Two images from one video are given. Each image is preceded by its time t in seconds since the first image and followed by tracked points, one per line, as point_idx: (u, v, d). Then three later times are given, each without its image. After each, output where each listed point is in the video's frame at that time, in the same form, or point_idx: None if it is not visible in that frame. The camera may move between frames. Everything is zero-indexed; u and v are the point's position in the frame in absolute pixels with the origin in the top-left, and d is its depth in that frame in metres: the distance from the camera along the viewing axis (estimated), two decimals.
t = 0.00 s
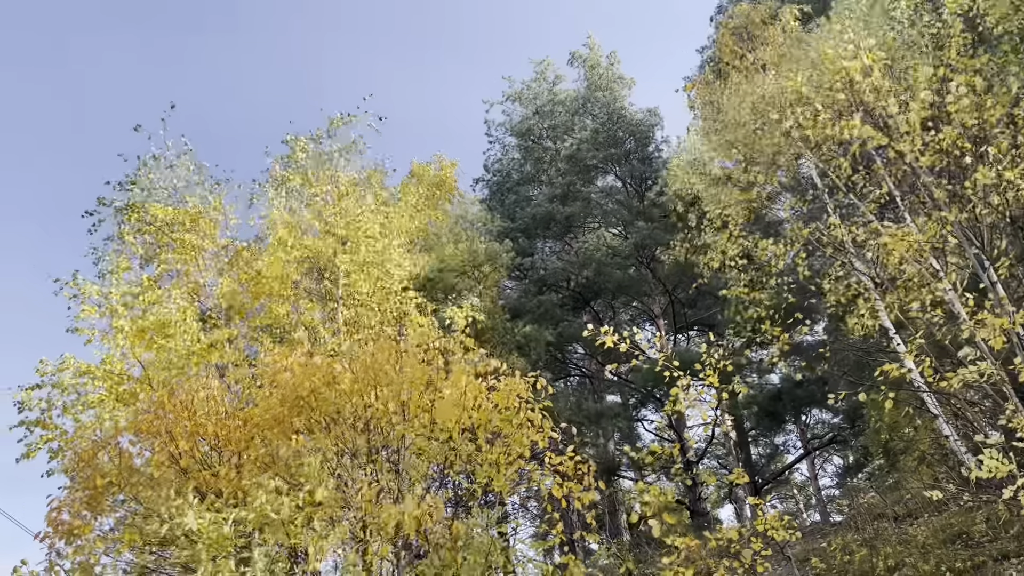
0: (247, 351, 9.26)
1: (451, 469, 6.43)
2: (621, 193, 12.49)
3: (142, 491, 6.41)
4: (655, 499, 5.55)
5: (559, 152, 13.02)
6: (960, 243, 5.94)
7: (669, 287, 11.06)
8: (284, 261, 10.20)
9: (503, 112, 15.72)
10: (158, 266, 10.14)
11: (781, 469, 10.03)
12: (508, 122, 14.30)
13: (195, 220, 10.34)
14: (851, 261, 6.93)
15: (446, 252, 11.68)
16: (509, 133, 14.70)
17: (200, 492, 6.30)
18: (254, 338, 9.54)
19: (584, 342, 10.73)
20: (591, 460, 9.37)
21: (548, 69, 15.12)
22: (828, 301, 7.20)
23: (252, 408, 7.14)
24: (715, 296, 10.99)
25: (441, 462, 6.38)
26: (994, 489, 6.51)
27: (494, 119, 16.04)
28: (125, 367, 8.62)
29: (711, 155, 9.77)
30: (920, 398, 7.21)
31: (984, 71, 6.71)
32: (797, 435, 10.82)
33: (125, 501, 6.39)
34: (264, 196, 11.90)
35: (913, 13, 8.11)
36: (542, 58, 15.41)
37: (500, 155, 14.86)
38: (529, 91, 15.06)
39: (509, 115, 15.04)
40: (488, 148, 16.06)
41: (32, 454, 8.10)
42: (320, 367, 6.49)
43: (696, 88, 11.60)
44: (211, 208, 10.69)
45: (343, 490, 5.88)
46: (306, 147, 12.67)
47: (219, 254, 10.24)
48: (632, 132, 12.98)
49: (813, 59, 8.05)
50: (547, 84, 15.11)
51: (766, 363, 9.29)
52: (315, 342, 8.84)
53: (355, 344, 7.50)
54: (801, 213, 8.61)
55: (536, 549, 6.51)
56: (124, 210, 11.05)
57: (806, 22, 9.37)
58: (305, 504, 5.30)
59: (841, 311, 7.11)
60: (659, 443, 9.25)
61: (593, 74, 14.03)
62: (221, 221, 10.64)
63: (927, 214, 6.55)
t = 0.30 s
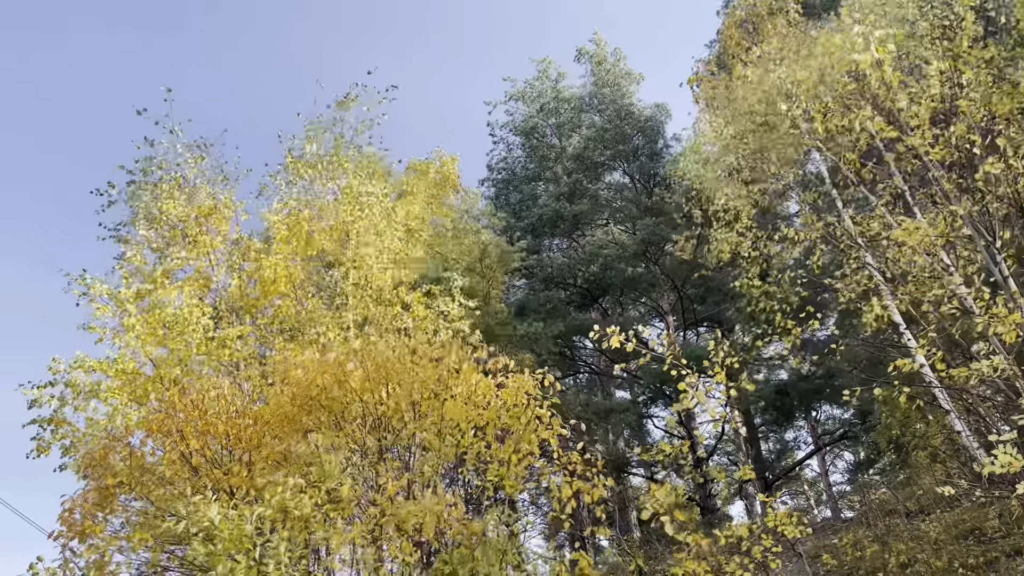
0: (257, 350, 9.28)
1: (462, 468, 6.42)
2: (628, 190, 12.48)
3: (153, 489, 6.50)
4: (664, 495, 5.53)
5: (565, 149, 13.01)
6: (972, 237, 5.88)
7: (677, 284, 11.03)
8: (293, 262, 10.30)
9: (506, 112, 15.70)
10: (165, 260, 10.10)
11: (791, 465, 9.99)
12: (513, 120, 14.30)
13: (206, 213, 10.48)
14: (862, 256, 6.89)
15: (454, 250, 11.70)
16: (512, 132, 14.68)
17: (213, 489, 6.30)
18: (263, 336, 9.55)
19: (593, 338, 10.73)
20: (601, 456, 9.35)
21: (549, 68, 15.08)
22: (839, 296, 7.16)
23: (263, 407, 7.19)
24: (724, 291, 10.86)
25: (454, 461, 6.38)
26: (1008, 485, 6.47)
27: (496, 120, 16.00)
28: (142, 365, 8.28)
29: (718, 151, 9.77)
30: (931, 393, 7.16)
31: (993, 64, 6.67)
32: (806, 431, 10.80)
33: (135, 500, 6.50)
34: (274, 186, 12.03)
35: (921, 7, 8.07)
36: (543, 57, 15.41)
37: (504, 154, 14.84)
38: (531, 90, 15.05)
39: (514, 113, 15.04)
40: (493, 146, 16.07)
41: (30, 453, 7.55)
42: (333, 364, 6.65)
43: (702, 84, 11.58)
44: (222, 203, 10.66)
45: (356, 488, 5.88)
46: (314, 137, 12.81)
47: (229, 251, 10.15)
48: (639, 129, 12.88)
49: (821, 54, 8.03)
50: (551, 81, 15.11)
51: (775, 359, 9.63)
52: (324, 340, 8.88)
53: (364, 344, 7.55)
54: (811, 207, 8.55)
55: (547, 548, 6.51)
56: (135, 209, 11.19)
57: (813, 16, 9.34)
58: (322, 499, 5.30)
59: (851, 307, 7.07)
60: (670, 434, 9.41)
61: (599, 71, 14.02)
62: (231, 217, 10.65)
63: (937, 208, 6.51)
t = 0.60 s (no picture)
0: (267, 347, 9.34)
1: (467, 466, 6.45)
2: (636, 187, 12.48)
3: (165, 488, 6.55)
4: (674, 492, 5.54)
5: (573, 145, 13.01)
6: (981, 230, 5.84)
7: (686, 281, 11.00)
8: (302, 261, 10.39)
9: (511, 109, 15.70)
10: (181, 253, 9.80)
11: (800, 462, 9.96)
12: (520, 117, 14.32)
13: (228, 209, 10.04)
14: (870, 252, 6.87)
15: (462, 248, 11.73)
16: (518, 129, 14.68)
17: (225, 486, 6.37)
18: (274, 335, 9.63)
19: (601, 336, 10.72)
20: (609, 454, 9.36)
21: (553, 65, 15.07)
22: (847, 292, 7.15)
23: (272, 404, 7.26)
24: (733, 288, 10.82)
25: (459, 459, 6.39)
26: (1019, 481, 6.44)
27: (501, 118, 16.00)
28: (155, 364, 8.35)
29: (725, 148, 9.76)
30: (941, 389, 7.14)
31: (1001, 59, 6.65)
32: (815, 428, 10.79)
33: (148, 498, 6.43)
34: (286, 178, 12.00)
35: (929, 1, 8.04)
36: (546, 55, 15.38)
37: (510, 152, 14.84)
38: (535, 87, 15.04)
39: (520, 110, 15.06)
40: (499, 144, 16.10)
41: (44, 438, 7.50)
42: (343, 363, 6.62)
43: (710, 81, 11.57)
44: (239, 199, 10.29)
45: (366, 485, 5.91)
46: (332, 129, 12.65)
47: (242, 250, 9.89)
48: (647, 125, 12.79)
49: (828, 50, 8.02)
50: (557, 79, 15.12)
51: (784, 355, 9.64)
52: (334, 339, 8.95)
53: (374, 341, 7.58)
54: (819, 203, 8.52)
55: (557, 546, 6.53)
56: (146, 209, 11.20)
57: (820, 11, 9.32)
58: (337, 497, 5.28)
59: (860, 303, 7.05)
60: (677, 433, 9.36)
61: (606, 68, 14.02)
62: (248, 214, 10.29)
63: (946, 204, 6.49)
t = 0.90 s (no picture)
0: (276, 346, 9.39)
1: (474, 463, 6.38)
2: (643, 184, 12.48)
3: (174, 487, 6.55)
4: (681, 490, 5.54)
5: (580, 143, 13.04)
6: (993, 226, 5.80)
7: (693, 278, 10.92)
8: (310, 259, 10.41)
9: (518, 105, 15.68)
10: (195, 251, 9.96)
11: (808, 459, 9.90)
12: (527, 114, 14.34)
13: (240, 207, 10.18)
14: (878, 249, 6.86)
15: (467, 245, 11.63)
16: (525, 126, 14.66)
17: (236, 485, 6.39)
18: (283, 332, 9.73)
19: (608, 334, 10.73)
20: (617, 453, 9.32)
21: (562, 62, 15.08)
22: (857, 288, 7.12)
23: (280, 404, 7.34)
24: (741, 286, 10.72)
25: (468, 457, 6.35)
26: None
27: (509, 114, 15.97)
28: (168, 363, 8.45)
29: (733, 144, 9.74)
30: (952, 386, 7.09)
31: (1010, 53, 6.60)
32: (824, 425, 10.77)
33: (159, 497, 6.51)
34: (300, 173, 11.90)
35: None
36: (554, 51, 15.34)
37: (517, 148, 14.84)
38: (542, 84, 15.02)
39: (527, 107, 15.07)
40: (506, 141, 16.11)
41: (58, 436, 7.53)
42: (350, 361, 6.74)
43: (717, 77, 11.53)
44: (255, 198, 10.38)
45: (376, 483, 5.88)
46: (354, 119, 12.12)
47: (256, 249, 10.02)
48: (655, 123, 12.67)
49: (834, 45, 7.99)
50: (564, 76, 15.13)
51: (794, 352, 9.56)
52: (341, 336, 8.99)
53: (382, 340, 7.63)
54: (826, 199, 8.51)
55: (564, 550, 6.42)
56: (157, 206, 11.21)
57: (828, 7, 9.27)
58: (342, 497, 5.35)
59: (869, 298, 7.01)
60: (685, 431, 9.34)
61: (613, 65, 14.00)
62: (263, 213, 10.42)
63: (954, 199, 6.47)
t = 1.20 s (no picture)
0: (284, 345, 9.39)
1: (482, 462, 6.43)
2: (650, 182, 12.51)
3: (182, 486, 6.56)
4: (688, 489, 5.55)
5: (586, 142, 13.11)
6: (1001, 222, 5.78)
7: (699, 277, 10.90)
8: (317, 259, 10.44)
9: (526, 103, 15.71)
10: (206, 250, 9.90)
11: (815, 457, 9.87)
12: (534, 113, 14.37)
13: (250, 210, 10.31)
14: (885, 247, 6.85)
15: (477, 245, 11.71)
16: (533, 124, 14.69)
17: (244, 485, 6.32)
18: (291, 330, 9.66)
19: (615, 333, 10.69)
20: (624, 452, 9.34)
21: (571, 59, 15.10)
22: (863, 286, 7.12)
23: (287, 404, 7.35)
24: (748, 284, 10.70)
25: (475, 455, 6.39)
26: None
27: (517, 111, 16.01)
28: (177, 361, 8.50)
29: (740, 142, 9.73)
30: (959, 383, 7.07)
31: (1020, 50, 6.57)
32: (831, 423, 10.75)
33: (165, 497, 6.57)
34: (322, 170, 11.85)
35: None
36: (564, 48, 15.37)
37: (524, 146, 14.87)
38: (552, 81, 15.08)
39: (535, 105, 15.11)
40: (513, 139, 16.16)
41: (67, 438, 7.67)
42: (357, 361, 6.77)
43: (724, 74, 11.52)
44: (269, 199, 10.59)
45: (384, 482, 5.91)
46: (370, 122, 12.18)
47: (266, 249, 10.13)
48: (662, 121, 12.76)
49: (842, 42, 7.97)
50: (572, 74, 15.15)
51: (801, 350, 9.52)
52: (349, 335, 9.03)
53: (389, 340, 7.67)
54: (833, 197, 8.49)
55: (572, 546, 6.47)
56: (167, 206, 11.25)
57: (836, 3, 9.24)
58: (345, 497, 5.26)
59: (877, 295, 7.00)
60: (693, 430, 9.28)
61: (621, 63, 14.00)
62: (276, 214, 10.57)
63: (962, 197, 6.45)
